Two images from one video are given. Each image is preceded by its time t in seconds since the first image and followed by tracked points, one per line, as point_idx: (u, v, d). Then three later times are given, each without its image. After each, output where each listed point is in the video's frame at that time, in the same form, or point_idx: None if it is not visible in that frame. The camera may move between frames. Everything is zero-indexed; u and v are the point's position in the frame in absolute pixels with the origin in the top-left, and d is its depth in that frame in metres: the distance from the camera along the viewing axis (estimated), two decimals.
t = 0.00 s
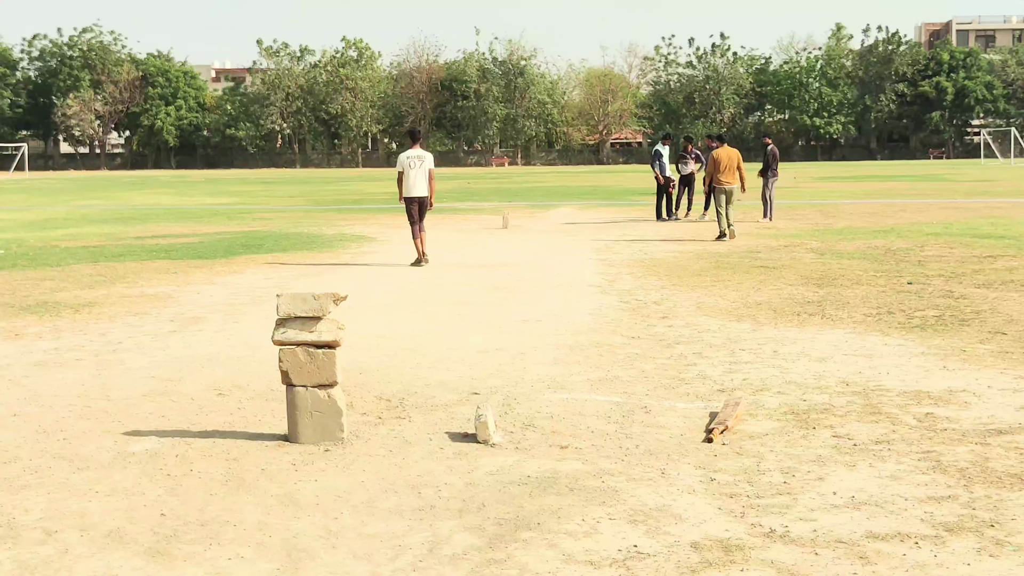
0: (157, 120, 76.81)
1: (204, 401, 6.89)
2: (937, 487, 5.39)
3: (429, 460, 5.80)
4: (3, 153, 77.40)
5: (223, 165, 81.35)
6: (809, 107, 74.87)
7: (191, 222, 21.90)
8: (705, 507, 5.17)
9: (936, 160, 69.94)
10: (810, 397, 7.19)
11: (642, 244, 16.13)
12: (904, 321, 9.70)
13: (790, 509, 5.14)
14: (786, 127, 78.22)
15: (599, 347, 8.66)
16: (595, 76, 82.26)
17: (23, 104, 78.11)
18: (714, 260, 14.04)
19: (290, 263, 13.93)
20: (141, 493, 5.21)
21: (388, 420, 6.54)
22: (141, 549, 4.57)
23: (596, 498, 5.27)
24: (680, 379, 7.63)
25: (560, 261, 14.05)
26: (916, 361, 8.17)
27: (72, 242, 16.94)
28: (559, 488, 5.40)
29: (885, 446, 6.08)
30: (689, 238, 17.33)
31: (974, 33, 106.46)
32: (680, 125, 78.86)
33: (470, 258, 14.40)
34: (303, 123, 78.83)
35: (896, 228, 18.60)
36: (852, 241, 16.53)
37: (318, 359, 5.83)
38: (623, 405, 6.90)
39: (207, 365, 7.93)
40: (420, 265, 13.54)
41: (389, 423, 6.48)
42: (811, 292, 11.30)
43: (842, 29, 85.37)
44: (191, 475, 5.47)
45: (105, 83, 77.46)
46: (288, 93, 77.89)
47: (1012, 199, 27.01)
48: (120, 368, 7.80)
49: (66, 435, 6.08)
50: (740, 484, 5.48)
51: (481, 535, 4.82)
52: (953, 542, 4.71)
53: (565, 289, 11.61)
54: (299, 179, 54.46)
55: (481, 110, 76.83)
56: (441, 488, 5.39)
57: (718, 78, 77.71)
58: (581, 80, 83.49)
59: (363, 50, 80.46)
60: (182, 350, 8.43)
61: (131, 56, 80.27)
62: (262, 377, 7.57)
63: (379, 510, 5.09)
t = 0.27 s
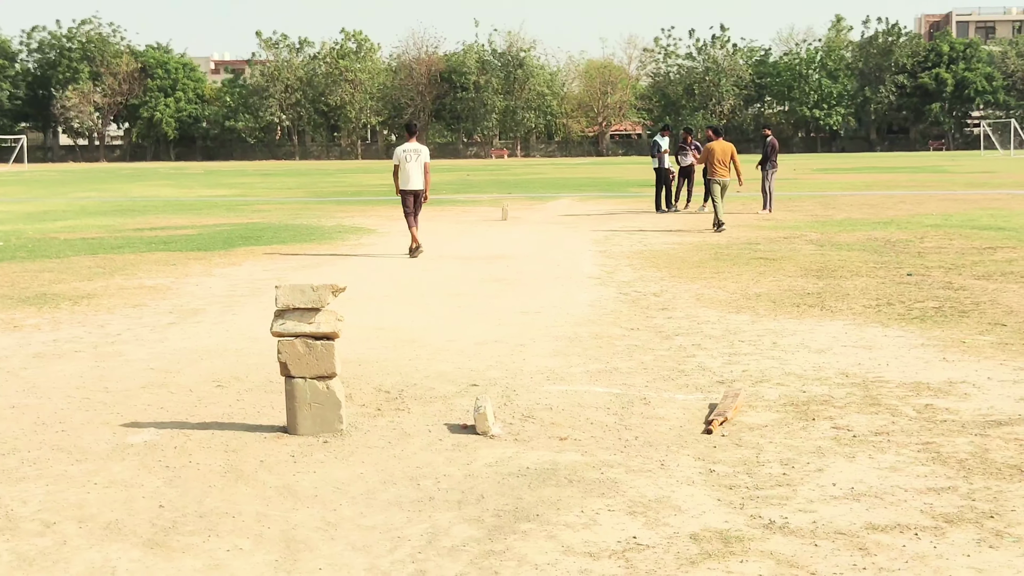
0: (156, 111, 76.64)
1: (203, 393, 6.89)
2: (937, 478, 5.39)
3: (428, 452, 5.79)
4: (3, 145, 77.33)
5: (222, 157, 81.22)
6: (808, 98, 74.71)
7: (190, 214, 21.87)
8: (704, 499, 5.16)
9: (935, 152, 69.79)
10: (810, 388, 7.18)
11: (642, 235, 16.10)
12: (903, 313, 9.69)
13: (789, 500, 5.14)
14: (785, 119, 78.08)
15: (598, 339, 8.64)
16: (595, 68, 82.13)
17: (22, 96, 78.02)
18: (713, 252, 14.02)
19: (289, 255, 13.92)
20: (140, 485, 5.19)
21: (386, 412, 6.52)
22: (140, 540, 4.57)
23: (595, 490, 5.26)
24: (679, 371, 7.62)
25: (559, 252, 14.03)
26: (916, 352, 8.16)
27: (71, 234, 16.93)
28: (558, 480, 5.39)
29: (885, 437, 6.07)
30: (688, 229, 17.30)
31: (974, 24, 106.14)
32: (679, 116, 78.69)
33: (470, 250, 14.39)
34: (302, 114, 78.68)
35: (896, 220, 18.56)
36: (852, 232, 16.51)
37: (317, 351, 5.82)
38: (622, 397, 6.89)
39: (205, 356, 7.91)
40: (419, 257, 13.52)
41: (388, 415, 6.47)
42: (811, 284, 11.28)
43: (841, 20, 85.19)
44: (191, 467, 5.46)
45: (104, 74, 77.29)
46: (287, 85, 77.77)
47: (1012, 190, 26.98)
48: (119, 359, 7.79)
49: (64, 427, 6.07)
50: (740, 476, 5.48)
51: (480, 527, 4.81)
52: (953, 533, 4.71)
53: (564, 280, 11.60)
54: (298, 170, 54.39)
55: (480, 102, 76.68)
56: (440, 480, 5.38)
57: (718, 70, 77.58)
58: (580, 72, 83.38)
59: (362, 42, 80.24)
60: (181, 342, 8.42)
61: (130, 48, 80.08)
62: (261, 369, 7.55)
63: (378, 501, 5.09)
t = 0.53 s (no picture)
0: (159, 102, 76.53)
1: (207, 383, 6.88)
2: (943, 469, 5.37)
3: (433, 442, 5.78)
4: (5, 136, 77.34)
5: (225, 147, 81.15)
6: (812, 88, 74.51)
7: (193, 205, 21.86)
8: (709, 489, 5.15)
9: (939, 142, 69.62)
10: (815, 378, 7.16)
11: (645, 226, 16.06)
12: (908, 303, 9.66)
13: (795, 491, 5.12)
14: (789, 109, 77.88)
15: (602, 329, 8.62)
16: (598, 58, 81.97)
17: (25, 87, 78.04)
18: (717, 242, 13.99)
19: (293, 245, 13.91)
20: (146, 476, 5.19)
21: (391, 402, 6.52)
22: (146, 531, 4.56)
23: (601, 480, 5.25)
24: (684, 361, 7.60)
25: (563, 243, 14.01)
26: (921, 342, 8.14)
27: (74, 225, 16.92)
28: (563, 471, 5.38)
29: (890, 427, 6.06)
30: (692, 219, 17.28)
31: (978, 14, 105.74)
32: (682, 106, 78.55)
33: (473, 240, 14.37)
34: (305, 105, 78.57)
35: (900, 210, 18.52)
36: (856, 222, 16.47)
37: (322, 341, 5.82)
38: (626, 387, 6.89)
39: (210, 347, 7.91)
40: (423, 248, 13.50)
41: (393, 405, 6.46)
42: (815, 274, 11.25)
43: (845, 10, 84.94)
44: (196, 457, 5.46)
45: (106, 65, 77.20)
46: (290, 75, 77.68)
47: (1016, 180, 26.92)
48: (123, 350, 7.79)
49: (69, 417, 6.07)
50: (745, 466, 5.46)
51: (485, 518, 4.80)
52: (960, 523, 4.69)
53: (568, 271, 11.58)
54: (301, 161, 54.39)
55: (483, 92, 76.55)
56: (445, 470, 5.37)
57: (721, 59, 77.42)
58: (583, 62, 83.20)
59: (365, 32, 80.05)
60: (185, 333, 8.41)
61: (132, 38, 79.95)
62: (265, 360, 7.55)
63: (383, 492, 5.08)
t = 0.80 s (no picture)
0: (160, 91, 76.39)
1: (213, 372, 6.88)
2: (950, 456, 5.37)
3: (440, 430, 5.77)
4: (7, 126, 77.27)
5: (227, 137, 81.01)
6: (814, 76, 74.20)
7: (195, 194, 21.81)
8: (718, 476, 5.15)
9: (941, 130, 69.43)
10: (821, 366, 7.16)
11: (649, 214, 16.03)
12: (913, 291, 9.63)
13: (803, 478, 5.12)
14: (791, 97, 77.65)
15: (608, 317, 8.61)
16: (600, 46, 81.79)
17: (26, 76, 77.89)
18: (720, 230, 13.95)
19: (297, 234, 13.88)
20: (154, 464, 5.19)
21: (398, 391, 6.51)
22: (155, 519, 4.56)
23: (608, 468, 5.25)
24: (689, 349, 7.60)
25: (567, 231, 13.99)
26: (927, 330, 8.13)
27: (77, 214, 16.87)
28: (571, 458, 5.38)
29: (898, 415, 6.05)
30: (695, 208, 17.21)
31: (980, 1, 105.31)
32: (684, 95, 78.35)
33: (477, 229, 14.35)
34: (306, 94, 78.41)
35: (903, 197, 18.47)
36: (859, 210, 16.43)
37: (329, 330, 5.81)
38: (633, 375, 6.88)
39: (215, 336, 7.91)
40: (428, 237, 13.49)
41: (400, 394, 6.45)
42: (820, 262, 11.23)
43: None
44: (203, 445, 5.46)
45: (107, 54, 77.03)
46: (291, 64, 77.53)
47: (1019, 168, 26.88)
48: (128, 339, 7.79)
49: (75, 406, 6.06)
50: (753, 454, 5.45)
51: (495, 505, 4.80)
52: (971, 510, 4.68)
53: (573, 260, 11.57)
54: (303, 150, 54.33)
55: (484, 81, 76.37)
56: (453, 458, 5.37)
57: (724, 47, 77.19)
58: (585, 50, 83.00)
59: (366, 21, 79.84)
60: (190, 322, 8.40)
61: (134, 28, 79.77)
62: (271, 348, 7.54)
63: (392, 480, 5.08)
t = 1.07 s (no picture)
0: (160, 91, 76.34)
1: (221, 371, 6.86)
2: (962, 452, 5.36)
3: (450, 428, 5.77)
4: (8, 126, 77.23)
5: (227, 136, 80.93)
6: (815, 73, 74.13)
7: (198, 194, 21.80)
8: (729, 474, 5.14)
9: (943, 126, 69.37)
10: (830, 362, 7.15)
11: (653, 212, 16.02)
12: (920, 287, 9.62)
13: (816, 475, 5.11)
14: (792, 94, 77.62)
15: (615, 315, 8.59)
16: (601, 44, 81.73)
17: (27, 76, 77.85)
18: (725, 228, 13.94)
19: (300, 233, 13.86)
20: (164, 463, 5.18)
21: (406, 389, 6.50)
22: (167, 517, 4.55)
23: (620, 465, 5.24)
24: (697, 346, 7.59)
25: (571, 229, 13.98)
26: (935, 326, 8.11)
27: (80, 214, 16.85)
28: (582, 455, 5.37)
29: (908, 411, 6.04)
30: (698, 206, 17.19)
31: None
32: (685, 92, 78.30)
33: (481, 227, 14.34)
34: (307, 93, 78.35)
35: (907, 194, 18.43)
36: (864, 207, 16.41)
37: (338, 328, 5.80)
38: (641, 372, 6.87)
39: (223, 334, 7.90)
40: (432, 235, 13.49)
41: (409, 392, 6.44)
42: (826, 259, 11.21)
43: None
44: (214, 444, 5.45)
45: (107, 54, 76.98)
46: (292, 63, 77.48)
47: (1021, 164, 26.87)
48: (135, 338, 7.77)
49: (84, 405, 6.05)
50: (764, 451, 5.44)
51: (507, 503, 4.79)
52: (984, 506, 4.67)
53: (578, 257, 11.56)
54: (304, 149, 54.26)
55: (485, 79, 76.32)
56: (464, 456, 5.36)
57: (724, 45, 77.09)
58: (586, 48, 82.97)
59: (367, 20, 79.74)
60: (197, 320, 8.39)
61: (134, 27, 79.69)
62: (278, 346, 7.53)
63: (403, 477, 5.07)
